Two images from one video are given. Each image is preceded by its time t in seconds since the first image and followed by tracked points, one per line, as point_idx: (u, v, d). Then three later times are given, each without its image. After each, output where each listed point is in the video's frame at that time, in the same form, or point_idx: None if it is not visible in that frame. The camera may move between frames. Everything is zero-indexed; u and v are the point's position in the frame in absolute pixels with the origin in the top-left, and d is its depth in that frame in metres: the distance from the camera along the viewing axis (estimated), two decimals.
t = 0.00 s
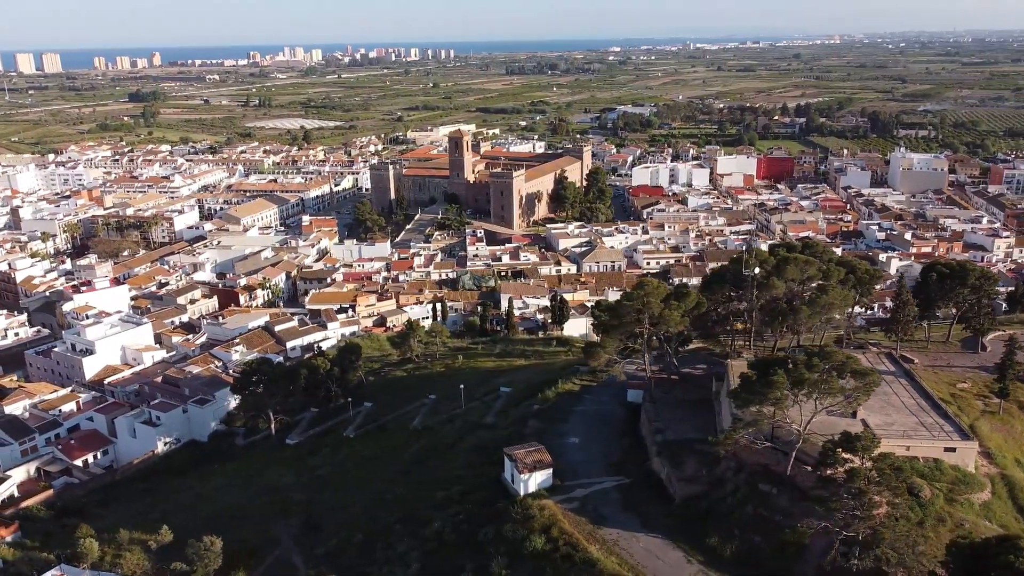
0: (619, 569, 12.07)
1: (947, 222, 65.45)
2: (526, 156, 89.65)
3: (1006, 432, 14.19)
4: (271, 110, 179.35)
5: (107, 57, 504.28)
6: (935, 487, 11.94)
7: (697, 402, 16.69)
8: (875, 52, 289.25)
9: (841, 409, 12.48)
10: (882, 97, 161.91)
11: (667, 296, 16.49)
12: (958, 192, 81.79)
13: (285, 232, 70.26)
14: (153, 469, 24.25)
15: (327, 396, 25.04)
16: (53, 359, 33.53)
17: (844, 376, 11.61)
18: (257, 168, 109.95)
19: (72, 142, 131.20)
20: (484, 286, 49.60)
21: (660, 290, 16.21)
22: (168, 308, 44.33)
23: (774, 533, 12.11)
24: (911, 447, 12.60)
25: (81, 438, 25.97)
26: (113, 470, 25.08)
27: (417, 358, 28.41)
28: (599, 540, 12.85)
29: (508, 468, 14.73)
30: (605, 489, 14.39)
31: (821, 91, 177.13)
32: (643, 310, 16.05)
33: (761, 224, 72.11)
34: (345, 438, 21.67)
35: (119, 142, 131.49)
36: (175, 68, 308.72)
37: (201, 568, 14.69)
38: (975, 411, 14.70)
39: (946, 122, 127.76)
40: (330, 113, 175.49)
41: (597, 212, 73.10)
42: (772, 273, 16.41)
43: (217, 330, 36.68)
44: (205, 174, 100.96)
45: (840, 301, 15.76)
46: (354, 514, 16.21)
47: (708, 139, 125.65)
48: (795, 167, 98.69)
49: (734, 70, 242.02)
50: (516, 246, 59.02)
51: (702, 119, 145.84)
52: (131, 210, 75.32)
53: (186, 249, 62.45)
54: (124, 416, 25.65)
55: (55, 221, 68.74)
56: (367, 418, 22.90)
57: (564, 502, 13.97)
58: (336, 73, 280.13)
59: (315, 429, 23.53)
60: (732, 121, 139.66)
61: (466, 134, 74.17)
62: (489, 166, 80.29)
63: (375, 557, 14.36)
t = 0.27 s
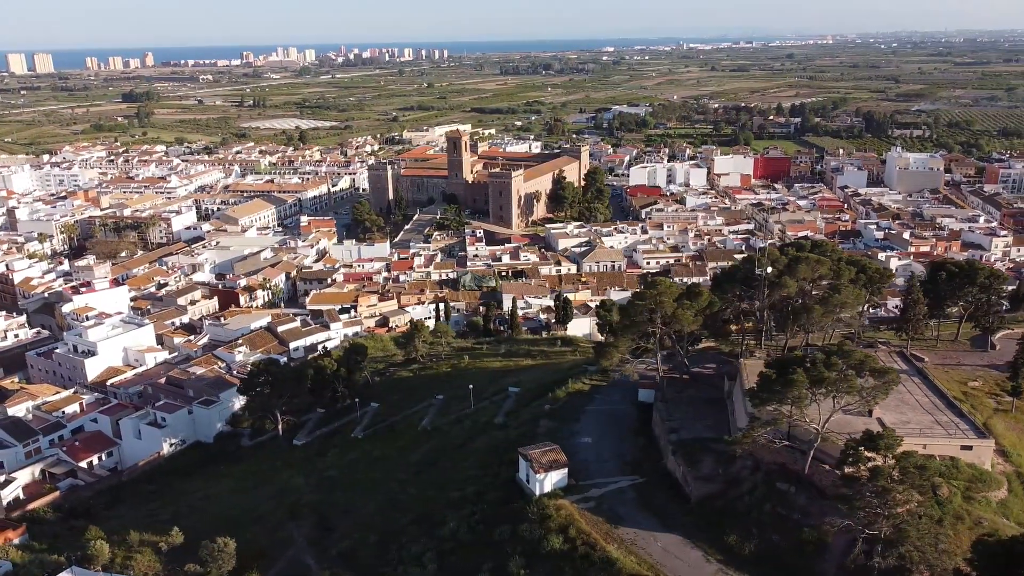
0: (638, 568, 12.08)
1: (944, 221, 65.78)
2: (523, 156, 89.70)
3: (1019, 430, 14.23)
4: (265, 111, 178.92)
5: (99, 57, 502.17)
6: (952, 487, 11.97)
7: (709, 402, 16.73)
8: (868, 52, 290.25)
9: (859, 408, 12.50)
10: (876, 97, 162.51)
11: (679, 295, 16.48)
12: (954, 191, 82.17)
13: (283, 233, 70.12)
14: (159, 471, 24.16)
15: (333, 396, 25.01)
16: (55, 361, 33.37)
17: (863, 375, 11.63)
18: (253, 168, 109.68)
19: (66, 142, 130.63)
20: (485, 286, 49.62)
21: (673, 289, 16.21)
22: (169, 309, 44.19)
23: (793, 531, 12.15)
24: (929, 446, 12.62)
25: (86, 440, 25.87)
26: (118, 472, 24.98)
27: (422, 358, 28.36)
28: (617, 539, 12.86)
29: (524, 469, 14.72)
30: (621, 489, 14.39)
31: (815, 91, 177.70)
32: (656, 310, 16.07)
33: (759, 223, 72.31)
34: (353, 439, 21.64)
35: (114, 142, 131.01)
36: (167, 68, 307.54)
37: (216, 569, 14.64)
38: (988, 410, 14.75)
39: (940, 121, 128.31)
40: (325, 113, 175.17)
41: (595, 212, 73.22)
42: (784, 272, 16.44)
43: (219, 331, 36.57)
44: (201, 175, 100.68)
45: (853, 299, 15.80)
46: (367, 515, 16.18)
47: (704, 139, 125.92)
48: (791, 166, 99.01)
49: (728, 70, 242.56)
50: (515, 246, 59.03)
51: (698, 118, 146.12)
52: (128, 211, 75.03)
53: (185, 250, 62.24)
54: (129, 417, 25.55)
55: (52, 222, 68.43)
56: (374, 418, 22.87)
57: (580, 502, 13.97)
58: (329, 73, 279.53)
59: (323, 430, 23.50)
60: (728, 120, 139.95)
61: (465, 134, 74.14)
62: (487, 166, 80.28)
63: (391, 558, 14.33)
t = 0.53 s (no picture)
0: (658, 567, 12.09)
1: (941, 220, 66.07)
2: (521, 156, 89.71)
3: None
4: (260, 111, 178.51)
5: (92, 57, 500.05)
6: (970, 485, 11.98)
7: (720, 400, 16.75)
8: (860, 52, 291.32)
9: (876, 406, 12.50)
10: (869, 97, 163.17)
11: (692, 295, 16.49)
12: (950, 190, 82.51)
13: (281, 233, 69.98)
14: (165, 473, 24.07)
15: (339, 397, 24.96)
16: (56, 362, 33.22)
17: (883, 373, 11.63)
18: (249, 169, 109.39)
19: (60, 143, 130.06)
20: (486, 286, 49.63)
21: (686, 288, 16.21)
22: (169, 309, 44.05)
23: (811, 530, 12.18)
24: (946, 444, 12.65)
25: (91, 441, 25.77)
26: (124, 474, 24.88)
27: (427, 358, 28.31)
28: (635, 537, 12.88)
29: (539, 468, 14.72)
30: (636, 488, 14.41)
31: (810, 90, 178.25)
32: (669, 309, 16.08)
33: (757, 223, 72.50)
34: (362, 439, 21.60)
35: (108, 143, 130.47)
36: (160, 68, 306.41)
37: (230, 571, 14.59)
38: (1000, 408, 14.79)
39: (935, 121, 128.84)
40: (320, 113, 174.86)
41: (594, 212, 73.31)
42: (795, 271, 16.45)
43: (221, 331, 36.46)
44: (198, 175, 100.38)
45: (866, 298, 15.80)
46: (380, 516, 16.15)
47: (699, 139, 126.17)
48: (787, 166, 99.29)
49: (722, 69, 243.17)
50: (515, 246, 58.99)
51: (694, 118, 146.30)
52: (125, 211, 74.75)
53: (183, 250, 62.04)
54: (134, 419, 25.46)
55: (49, 223, 68.12)
56: (381, 419, 22.83)
57: (596, 501, 13.99)
58: (323, 73, 279.00)
59: (330, 430, 23.46)
60: (723, 120, 140.26)
61: (463, 134, 74.10)
62: (485, 167, 80.27)
63: (406, 558, 14.31)
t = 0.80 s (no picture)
0: (677, 566, 12.10)
1: (938, 219, 66.36)
2: (518, 157, 89.75)
3: None
4: (254, 111, 178.04)
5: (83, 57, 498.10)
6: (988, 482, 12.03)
7: (733, 399, 16.78)
8: (852, 52, 292.45)
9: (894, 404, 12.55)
10: (863, 97, 163.81)
11: (705, 294, 16.52)
12: (945, 189, 82.87)
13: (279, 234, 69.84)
14: (171, 474, 23.99)
15: (346, 397, 24.93)
16: (58, 364, 33.09)
17: (902, 372, 11.68)
18: (246, 169, 109.11)
19: (54, 144, 129.45)
20: (486, 286, 49.64)
21: (698, 288, 16.25)
22: (170, 310, 43.90)
23: (830, 528, 12.19)
24: (962, 442, 12.71)
25: (95, 443, 25.65)
26: (130, 475, 24.79)
27: (432, 359, 28.29)
28: (653, 537, 12.88)
29: (554, 468, 14.72)
30: (652, 487, 14.42)
31: (804, 90, 178.87)
32: (681, 309, 16.12)
33: (755, 222, 72.68)
34: (370, 440, 21.56)
35: (103, 144, 130.01)
36: (152, 69, 305.33)
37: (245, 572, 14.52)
38: (1014, 405, 14.86)
39: (929, 120, 129.46)
40: (315, 113, 174.53)
41: (592, 212, 73.40)
42: (806, 270, 16.50)
43: (223, 333, 36.35)
44: (194, 176, 100.06)
45: (878, 297, 15.85)
46: (394, 516, 16.11)
47: (695, 139, 126.42)
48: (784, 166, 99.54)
49: (715, 70, 243.79)
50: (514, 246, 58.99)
51: (689, 118, 146.60)
52: (122, 212, 74.44)
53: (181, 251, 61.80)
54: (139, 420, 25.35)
55: (45, 224, 67.78)
56: (389, 419, 22.80)
57: (613, 501, 13.98)
58: (316, 73, 278.49)
59: (337, 430, 23.42)
60: (718, 120, 140.57)
61: (462, 134, 74.16)
62: (483, 167, 80.26)
63: (422, 559, 14.28)
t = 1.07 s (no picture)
0: (696, 564, 12.11)
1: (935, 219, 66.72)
2: (515, 156, 89.77)
3: None
4: (248, 112, 177.53)
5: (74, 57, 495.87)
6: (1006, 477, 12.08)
7: (744, 399, 16.83)
8: (844, 52, 293.57)
9: (910, 402, 12.60)
10: (856, 96, 164.52)
11: (717, 293, 16.54)
12: (941, 188, 83.31)
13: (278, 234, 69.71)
14: (178, 475, 23.89)
15: (353, 397, 24.87)
16: (60, 365, 32.96)
17: (921, 370, 11.73)
18: (242, 170, 108.80)
19: (48, 144, 128.77)
20: (487, 286, 49.64)
21: (710, 288, 16.31)
22: (170, 311, 43.71)
23: (847, 526, 12.22)
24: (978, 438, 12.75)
25: (101, 444, 25.55)
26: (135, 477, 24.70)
27: (437, 359, 28.29)
28: (670, 537, 12.89)
29: (570, 467, 14.73)
30: (667, 486, 14.45)
31: (798, 90, 179.43)
32: (693, 308, 16.14)
33: (754, 221, 72.85)
34: (378, 440, 21.53)
35: (96, 144, 129.41)
36: (144, 69, 303.85)
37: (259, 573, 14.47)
38: None
39: (922, 120, 130.09)
40: (310, 114, 174.10)
41: (590, 212, 73.50)
42: (817, 269, 16.54)
43: (225, 333, 36.26)
44: (190, 176, 99.66)
45: (889, 295, 15.91)
46: (406, 518, 16.12)
47: (691, 138, 126.67)
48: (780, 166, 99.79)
49: (708, 69, 244.34)
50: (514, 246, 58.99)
51: (684, 118, 146.86)
52: (118, 213, 74.10)
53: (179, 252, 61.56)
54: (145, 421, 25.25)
55: (42, 225, 67.44)
56: (397, 419, 22.80)
57: (628, 500, 14.01)
58: (309, 73, 277.75)
59: (344, 431, 23.38)
60: (712, 120, 140.89)
61: (460, 134, 74.19)
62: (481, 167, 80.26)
63: (437, 559, 14.27)
